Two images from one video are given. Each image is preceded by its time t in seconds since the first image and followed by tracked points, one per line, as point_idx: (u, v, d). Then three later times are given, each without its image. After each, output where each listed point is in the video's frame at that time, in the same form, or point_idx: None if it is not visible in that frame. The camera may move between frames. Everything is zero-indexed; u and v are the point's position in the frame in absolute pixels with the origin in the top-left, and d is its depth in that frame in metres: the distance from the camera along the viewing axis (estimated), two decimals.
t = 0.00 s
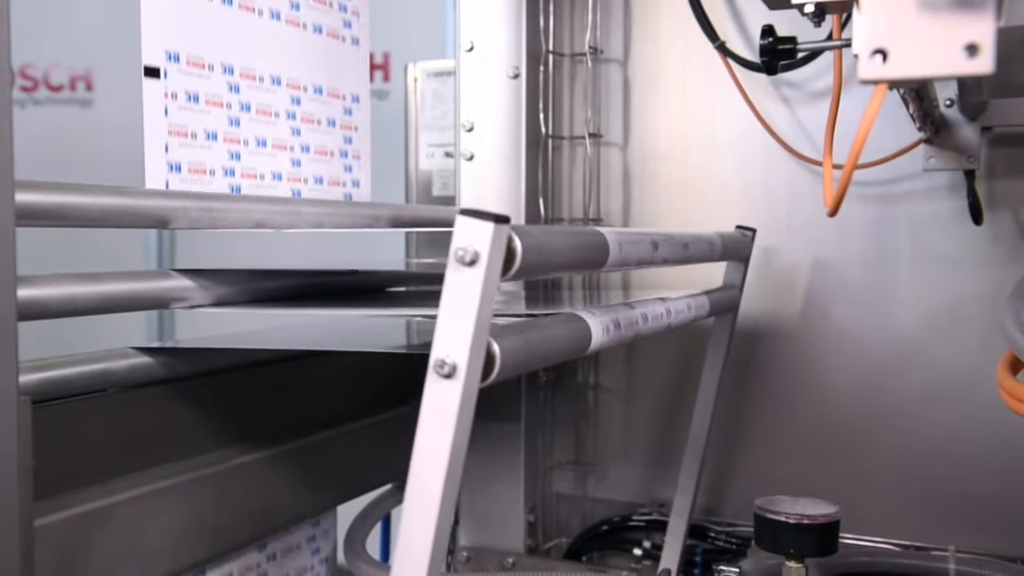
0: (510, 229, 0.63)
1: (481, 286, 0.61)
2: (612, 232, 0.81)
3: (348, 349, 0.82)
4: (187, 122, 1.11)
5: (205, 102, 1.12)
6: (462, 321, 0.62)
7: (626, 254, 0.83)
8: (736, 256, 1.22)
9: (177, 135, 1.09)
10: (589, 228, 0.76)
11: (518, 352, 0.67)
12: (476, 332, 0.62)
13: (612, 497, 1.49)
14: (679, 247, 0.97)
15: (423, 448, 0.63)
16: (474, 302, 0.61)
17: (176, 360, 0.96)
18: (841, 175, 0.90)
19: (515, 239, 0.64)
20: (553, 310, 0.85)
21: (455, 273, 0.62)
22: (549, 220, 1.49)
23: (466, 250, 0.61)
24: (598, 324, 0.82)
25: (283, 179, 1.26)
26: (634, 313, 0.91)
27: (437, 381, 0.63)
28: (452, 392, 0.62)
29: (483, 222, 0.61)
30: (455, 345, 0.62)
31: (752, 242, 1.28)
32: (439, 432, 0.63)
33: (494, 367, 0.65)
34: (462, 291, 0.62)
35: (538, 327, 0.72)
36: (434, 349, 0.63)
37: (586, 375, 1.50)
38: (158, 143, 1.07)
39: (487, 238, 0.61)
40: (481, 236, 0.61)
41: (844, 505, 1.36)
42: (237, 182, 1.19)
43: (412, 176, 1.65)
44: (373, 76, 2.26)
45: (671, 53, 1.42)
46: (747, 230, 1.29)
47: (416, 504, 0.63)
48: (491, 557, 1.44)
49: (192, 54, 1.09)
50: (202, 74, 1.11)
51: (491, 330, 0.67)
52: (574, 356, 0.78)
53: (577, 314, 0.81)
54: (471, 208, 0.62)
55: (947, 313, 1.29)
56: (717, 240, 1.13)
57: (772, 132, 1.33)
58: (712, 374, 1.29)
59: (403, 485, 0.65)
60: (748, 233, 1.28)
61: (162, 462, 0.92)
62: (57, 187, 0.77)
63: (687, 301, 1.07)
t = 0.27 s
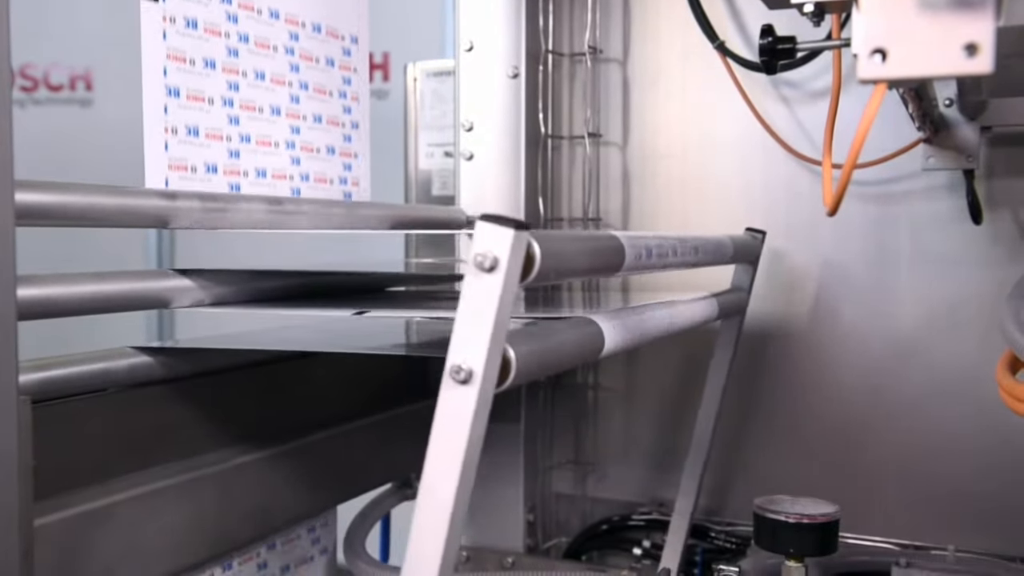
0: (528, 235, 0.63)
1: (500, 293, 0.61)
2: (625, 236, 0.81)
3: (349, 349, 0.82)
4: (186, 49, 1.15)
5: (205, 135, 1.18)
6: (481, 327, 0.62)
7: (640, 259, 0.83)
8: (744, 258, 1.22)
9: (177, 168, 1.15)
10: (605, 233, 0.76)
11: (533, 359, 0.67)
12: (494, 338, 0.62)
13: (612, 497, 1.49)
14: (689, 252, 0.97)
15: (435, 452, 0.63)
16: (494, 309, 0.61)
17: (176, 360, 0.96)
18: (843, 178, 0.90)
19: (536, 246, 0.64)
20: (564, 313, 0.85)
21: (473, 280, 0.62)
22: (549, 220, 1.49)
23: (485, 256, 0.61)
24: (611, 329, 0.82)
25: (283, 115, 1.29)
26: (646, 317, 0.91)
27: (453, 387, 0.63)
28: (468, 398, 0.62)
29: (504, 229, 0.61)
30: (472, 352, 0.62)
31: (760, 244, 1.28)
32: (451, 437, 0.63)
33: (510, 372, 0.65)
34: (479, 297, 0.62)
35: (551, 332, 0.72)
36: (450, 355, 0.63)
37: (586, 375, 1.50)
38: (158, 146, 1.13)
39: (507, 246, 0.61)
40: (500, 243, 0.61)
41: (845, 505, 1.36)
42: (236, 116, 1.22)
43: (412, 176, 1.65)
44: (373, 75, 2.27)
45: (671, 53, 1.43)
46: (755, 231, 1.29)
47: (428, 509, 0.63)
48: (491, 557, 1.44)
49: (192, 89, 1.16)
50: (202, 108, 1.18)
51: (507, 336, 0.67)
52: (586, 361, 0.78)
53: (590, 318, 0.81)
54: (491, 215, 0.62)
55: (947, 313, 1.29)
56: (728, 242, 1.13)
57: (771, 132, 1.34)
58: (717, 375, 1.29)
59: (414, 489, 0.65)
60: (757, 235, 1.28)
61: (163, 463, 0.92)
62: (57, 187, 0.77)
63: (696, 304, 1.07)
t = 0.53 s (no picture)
0: (506, 229, 0.63)
1: (478, 286, 0.61)
2: (609, 230, 0.81)
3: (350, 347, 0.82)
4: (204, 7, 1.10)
5: (205, 55, 1.11)
6: (459, 320, 0.62)
7: (624, 254, 0.83)
8: (735, 255, 1.22)
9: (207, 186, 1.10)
10: (587, 228, 0.76)
11: (517, 354, 0.67)
12: (473, 332, 0.62)
13: (612, 496, 1.49)
14: (679, 248, 0.97)
15: (420, 448, 0.63)
16: (472, 302, 0.61)
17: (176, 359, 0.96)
18: (842, 179, 0.90)
19: (514, 240, 0.64)
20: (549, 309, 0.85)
21: (452, 273, 0.62)
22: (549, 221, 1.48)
23: (463, 249, 0.61)
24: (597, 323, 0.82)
25: (283, 44, 1.23)
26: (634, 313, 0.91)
27: (434, 381, 0.63)
28: (449, 391, 0.62)
29: (481, 221, 0.61)
30: (452, 344, 0.62)
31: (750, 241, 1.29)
32: (435, 433, 0.63)
33: (491, 366, 0.65)
34: (460, 291, 0.62)
35: (536, 325, 0.72)
36: (432, 348, 0.63)
37: (585, 374, 1.50)
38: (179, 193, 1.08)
39: (484, 237, 0.61)
40: (477, 235, 0.61)
41: (845, 505, 1.36)
42: (236, 39, 1.16)
43: (412, 176, 1.65)
44: (373, 75, 2.27)
45: (671, 53, 1.43)
46: (743, 228, 1.29)
47: (414, 505, 0.63)
48: (491, 557, 1.44)
49: (192, 116, 1.10)
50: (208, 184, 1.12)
51: (490, 331, 0.67)
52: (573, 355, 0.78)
53: (574, 313, 0.81)
54: (469, 208, 0.62)
55: (947, 313, 1.29)
56: (716, 240, 1.13)
57: (772, 132, 1.34)
58: (709, 374, 1.29)
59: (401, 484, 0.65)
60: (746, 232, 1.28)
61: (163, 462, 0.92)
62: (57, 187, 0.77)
63: (687, 302, 1.07)
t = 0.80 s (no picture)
0: (494, 226, 0.63)
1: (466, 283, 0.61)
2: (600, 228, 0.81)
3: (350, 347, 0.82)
4: None
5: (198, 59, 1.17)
6: (447, 317, 0.62)
7: (616, 252, 0.83)
8: (728, 252, 1.22)
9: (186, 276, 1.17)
10: (576, 226, 0.76)
11: (507, 352, 0.67)
12: (462, 330, 0.62)
13: (613, 496, 1.49)
14: (672, 246, 0.97)
15: (413, 446, 0.63)
16: (460, 299, 0.61)
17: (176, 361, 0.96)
18: (844, 177, 0.89)
19: (500, 236, 0.64)
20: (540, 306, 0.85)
21: (439, 270, 0.62)
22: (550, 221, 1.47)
23: (450, 246, 0.61)
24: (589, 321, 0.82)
25: (283, 70, 1.31)
26: (626, 311, 0.91)
27: (423, 377, 0.63)
28: (438, 388, 0.62)
29: (468, 218, 0.61)
30: (440, 340, 0.62)
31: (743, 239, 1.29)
32: (427, 430, 0.63)
33: (481, 364, 0.65)
34: (449, 287, 0.62)
35: (527, 322, 0.72)
36: (422, 345, 0.63)
37: (586, 374, 1.50)
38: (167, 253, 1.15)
39: (471, 234, 0.61)
40: (464, 232, 0.61)
41: (846, 506, 1.36)
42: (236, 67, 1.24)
43: (412, 176, 1.65)
44: (373, 75, 2.28)
45: (672, 53, 1.43)
46: (738, 227, 1.29)
47: (405, 500, 0.63)
48: (491, 557, 1.44)
49: (192, 111, 1.17)
50: (204, 130, 1.19)
51: (481, 328, 0.67)
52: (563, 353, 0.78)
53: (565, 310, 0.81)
54: (455, 205, 0.62)
55: (947, 314, 1.29)
56: (711, 238, 1.13)
57: (772, 133, 1.34)
58: (706, 374, 1.30)
59: (395, 481, 0.65)
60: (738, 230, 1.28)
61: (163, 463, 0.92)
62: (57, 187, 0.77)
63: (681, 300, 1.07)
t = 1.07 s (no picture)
0: (492, 225, 0.63)
1: (464, 282, 0.61)
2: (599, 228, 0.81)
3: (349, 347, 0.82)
4: None
5: (206, 81, 1.11)
6: (444, 316, 0.62)
7: (615, 252, 0.83)
8: (729, 253, 1.22)
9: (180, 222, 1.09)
10: (575, 226, 0.76)
11: (505, 350, 0.67)
12: (459, 329, 0.62)
13: (613, 496, 1.50)
14: (671, 246, 0.97)
15: (411, 446, 0.63)
16: (457, 298, 0.61)
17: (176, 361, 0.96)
18: (843, 176, 0.90)
19: (499, 236, 0.64)
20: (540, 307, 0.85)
21: (436, 268, 0.62)
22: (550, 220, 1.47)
23: (447, 244, 0.61)
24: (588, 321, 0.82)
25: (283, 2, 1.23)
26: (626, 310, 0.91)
27: (422, 376, 0.63)
28: (437, 387, 0.62)
29: (465, 217, 0.61)
30: (438, 340, 0.62)
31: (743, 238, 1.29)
32: (426, 429, 0.63)
33: (479, 363, 0.65)
34: (446, 286, 0.62)
35: (527, 321, 0.72)
36: (420, 344, 0.63)
37: (586, 375, 1.50)
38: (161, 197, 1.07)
39: (469, 233, 0.61)
40: (461, 231, 0.61)
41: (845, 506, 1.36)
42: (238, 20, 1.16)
43: (412, 176, 1.65)
44: (374, 76, 2.27)
45: (673, 53, 1.43)
46: (738, 227, 1.29)
47: (404, 499, 0.63)
48: (491, 557, 1.44)
49: (193, 33, 1.09)
50: (203, 54, 1.11)
51: (480, 327, 0.67)
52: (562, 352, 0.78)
53: (565, 310, 0.81)
54: (453, 204, 0.62)
55: (947, 314, 1.29)
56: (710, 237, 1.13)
57: (771, 132, 1.34)
58: (706, 373, 1.30)
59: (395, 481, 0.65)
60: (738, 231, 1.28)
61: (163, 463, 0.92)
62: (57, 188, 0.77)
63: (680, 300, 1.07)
